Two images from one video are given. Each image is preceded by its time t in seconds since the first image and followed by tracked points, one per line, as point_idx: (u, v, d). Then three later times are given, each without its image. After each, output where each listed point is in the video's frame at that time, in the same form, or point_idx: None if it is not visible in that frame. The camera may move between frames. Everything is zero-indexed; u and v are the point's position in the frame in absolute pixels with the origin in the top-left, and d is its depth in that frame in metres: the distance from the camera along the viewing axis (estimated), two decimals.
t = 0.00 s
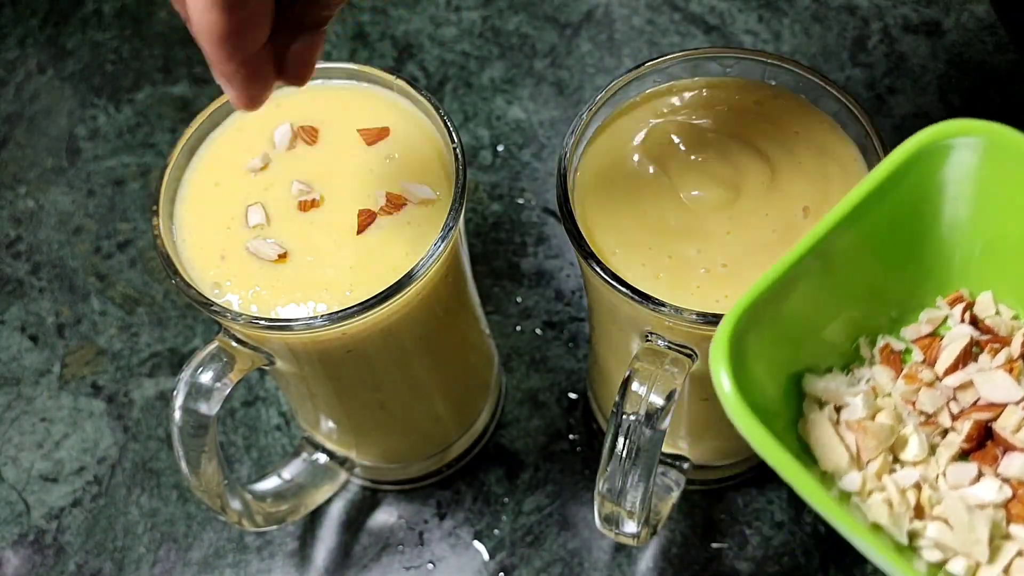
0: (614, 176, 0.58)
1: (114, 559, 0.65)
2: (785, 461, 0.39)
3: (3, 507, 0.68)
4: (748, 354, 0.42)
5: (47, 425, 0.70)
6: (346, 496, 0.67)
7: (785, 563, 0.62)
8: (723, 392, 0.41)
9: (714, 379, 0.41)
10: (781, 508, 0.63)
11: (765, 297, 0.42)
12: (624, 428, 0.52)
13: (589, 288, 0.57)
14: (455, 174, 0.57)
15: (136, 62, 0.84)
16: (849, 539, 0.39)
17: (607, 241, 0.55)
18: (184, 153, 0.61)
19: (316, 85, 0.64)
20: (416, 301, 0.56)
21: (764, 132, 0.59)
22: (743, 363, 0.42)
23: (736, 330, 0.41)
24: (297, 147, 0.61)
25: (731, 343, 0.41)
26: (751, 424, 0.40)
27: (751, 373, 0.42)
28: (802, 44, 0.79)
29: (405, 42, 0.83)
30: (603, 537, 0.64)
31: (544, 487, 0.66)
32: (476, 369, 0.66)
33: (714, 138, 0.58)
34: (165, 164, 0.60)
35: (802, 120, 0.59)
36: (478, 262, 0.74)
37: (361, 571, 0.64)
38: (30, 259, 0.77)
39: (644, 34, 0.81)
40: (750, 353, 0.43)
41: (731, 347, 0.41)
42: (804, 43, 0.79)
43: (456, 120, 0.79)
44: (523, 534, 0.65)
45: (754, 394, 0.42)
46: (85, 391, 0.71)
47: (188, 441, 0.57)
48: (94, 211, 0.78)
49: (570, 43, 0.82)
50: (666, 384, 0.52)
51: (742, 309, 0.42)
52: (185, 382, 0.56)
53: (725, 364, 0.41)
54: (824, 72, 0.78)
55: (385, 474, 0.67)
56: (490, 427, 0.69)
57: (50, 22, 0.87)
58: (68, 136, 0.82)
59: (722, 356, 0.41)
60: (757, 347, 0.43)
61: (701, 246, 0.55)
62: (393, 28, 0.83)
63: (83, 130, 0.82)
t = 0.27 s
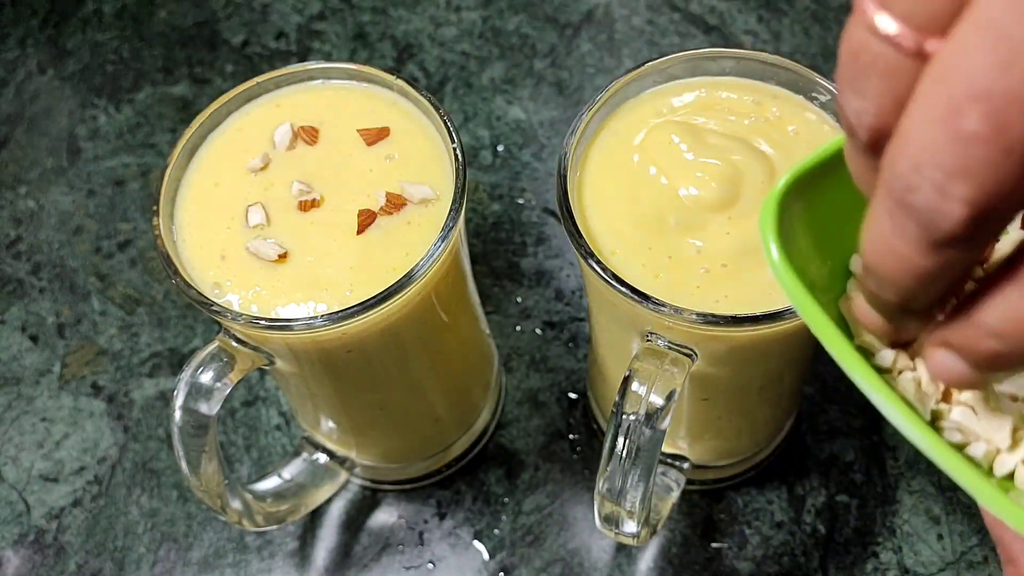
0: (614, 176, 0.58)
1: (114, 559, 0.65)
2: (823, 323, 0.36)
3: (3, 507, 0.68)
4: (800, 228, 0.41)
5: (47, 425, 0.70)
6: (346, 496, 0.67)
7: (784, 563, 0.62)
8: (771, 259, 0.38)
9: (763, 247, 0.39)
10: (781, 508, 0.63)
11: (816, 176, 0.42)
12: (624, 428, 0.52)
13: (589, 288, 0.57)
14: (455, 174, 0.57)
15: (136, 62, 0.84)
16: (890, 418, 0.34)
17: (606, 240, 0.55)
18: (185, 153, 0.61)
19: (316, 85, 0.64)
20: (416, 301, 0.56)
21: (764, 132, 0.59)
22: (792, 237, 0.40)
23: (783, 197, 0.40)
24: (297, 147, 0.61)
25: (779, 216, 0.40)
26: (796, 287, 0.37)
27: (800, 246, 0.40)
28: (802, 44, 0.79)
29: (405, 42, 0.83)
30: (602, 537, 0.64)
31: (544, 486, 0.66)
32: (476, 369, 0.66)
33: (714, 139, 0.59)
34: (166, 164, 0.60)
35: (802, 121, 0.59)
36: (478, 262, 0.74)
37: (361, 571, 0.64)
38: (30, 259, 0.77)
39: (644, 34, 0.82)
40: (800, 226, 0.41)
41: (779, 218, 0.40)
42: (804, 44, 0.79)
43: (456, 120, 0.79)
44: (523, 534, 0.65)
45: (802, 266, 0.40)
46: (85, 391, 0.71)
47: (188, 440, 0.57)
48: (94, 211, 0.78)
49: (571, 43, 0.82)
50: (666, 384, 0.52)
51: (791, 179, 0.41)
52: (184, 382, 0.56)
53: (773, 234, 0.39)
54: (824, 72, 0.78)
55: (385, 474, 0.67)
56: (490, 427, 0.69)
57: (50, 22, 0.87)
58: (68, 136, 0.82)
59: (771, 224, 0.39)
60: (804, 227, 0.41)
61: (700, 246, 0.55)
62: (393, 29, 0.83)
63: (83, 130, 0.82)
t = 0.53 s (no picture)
0: (614, 176, 0.58)
1: (114, 559, 0.65)
2: (814, 359, 0.34)
3: (3, 507, 0.68)
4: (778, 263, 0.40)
5: (47, 425, 0.70)
6: (346, 496, 0.67)
7: (784, 562, 0.62)
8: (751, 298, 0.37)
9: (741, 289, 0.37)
10: (781, 508, 0.63)
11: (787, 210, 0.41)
12: (624, 428, 0.52)
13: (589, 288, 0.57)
14: (455, 174, 0.57)
15: (136, 62, 0.84)
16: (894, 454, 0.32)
17: (606, 240, 0.56)
18: (185, 153, 0.61)
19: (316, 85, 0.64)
20: (416, 301, 0.56)
21: (764, 132, 0.59)
22: (770, 277, 0.39)
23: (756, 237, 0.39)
24: (297, 147, 0.61)
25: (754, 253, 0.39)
26: (778, 324, 0.35)
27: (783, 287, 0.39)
28: (802, 45, 0.79)
29: (405, 42, 0.83)
30: (602, 536, 0.64)
31: (544, 486, 0.66)
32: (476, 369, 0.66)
33: (714, 139, 0.59)
34: (166, 164, 0.60)
35: (801, 121, 0.59)
36: (478, 262, 0.74)
37: (362, 571, 0.64)
38: (30, 259, 0.77)
39: (644, 34, 0.82)
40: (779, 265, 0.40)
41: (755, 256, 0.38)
42: (804, 44, 0.79)
43: (456, 120, 0.79)
44: (523, 534, 0.65)
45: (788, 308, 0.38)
46: (85, 391, 0.71)
47: (188, 441, 0.57)
48: (94, 211, 0.78)
49: (570, 43, 0.82)
50: (666, 384, 0.52)
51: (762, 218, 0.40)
52: (184, 382, 0.56)
53: (750, 273, 0.37)
54: (824, 72, 0.78)
55: (385, 474, 0.67)
56: (490, 427, 0.69)
57: (50, 22, 0.87)
58: (68, 136, 0.82)
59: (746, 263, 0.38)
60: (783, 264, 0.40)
61: (700, 246, 0.55)
62: (393, 29, 0.83)
63: (83, 130, 0.82)
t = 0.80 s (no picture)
0: (614, 176, 0.58)
1: (114, 559, 0.66)
2: (761, 369, 0.40)
3: (3, 507, 0.68)
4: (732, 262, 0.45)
5: (47, 425, 0.70)
6: (346, 496, 0.67)
7: (784, 562, 0.62)
8: (705, 304, 0.42)
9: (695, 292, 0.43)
10: (781, 508, 0.63)
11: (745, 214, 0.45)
12: (623, 428, 0.52)
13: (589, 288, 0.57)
14: (455, 174, 0.57)
15: (136, 62, 0.84)
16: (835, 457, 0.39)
17: (606, 240, 0.56)
18: (185, 153, 0.61)
19: (315, 84, 0.64)
20: (416, 301, 0.56)
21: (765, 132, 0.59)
22: (722, 276, 0.44)
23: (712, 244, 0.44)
24: (297, 147, 0.61)
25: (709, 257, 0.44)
26: (727, 328, 0.41)
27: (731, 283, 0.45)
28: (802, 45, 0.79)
29: (405, 42, 0.83)
30: (602, 536, 0.64)
31: (544, 486, 0.66)
32: (476, 369, 0.66)
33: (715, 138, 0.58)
34: (165, 163, 0.60)
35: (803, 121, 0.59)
36: (478, 262, 0.74)
37: (362, 571, 0.64)
38: (30, 259, 0.77)
39: (644, 34, 0.82)
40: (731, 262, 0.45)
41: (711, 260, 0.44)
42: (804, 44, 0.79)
43: (456, 120, 0.79)
44: (523, 534, 0.65)
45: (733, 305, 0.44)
46: (85, 391, 0.71)
47: (188, 441, 0.57)
48: (95, 211, 0.78)
49: (570, 43, 0.82)
50: (667, 384, 0.52)
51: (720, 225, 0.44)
52: (185, 382, 0.56)
53: (704, 277, 0.43)
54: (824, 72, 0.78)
55: (385, 474, 0.67)
56: (490, 427, 0.69)
57: (50, 22, 0.87)
58: (68, 136, 0.82)
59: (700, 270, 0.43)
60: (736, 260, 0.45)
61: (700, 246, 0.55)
62: (393, 29, 0.83)
63: (83, 130, 0.82)
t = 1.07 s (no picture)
0: (614, 176, 0.58)
1: (114, 559, 0.66)
2: (725, 444, 0.41)
3: (3, 507, 0.68)
4: (700, 326, 0.44)
5: (48, 425, 0.70)
6: (346, 496, 0.67)
7: (784, 562, 0.62)
8: (669, 378, 0.42)
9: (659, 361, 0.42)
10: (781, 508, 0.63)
11: (715, 280, 0.43)
12: (623, 428, 0.52)
13: (589, 289, 0.57)
14: (455, 173, 0.57)
15: (136, 62, 0.84)
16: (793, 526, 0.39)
17: (607, 241, 0.56)
18: (185, 153, 0.61)
19: (315, 84, 0.64)
20: (416, 301, 0.56)
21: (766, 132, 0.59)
22: (688, 342, 0.43)
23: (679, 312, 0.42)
24: (297, 147, 0.61)
25: (675, 327, 0.42)
26: (690, 403, 0.41)
27: (696, 349, 0.43)
28: (802, 45, 0.79)
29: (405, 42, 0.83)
30: (602, 536, 0.64)
31: (543, 486, 0.66)
32: (476, 370, 0.66)
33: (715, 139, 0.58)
34: (166, 163, 0.60)
35: (804, 121, 0.59)
36: (478, 262, 0.74)
37: (362, 571, 0.64)
38: (30, 259, 0.77)
39: (644, 34, 0.82)
40: (699, 325, 0.44)
41: (675, 327, 0.42)
42: (804, 44, 0.79)
43: (456, 120, 0.79)
44: (523, 534, 0.65)
45: (698, 373, 0.43)
46: (85, 391, 0.71)
47: (188, 440, 0.57)
48: (95, 211, 0.78)
49: (570, 43, 0.82)
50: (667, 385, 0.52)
51: (686, 293, 0.43)
52: (184, 382, 0.56)
53: (668, 346, 0.42)
54: (824, 72, 0.78)
55: (385, 474, 0.67)
56: (490, 427, 0.69)
57: (50, 22, 0.87)
58: (68, 136, 0.82)
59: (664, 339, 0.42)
60: (703, 323, 0.44)
61: (700, 245, 0.55)
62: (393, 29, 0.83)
63: (83, 130, 0.82)
